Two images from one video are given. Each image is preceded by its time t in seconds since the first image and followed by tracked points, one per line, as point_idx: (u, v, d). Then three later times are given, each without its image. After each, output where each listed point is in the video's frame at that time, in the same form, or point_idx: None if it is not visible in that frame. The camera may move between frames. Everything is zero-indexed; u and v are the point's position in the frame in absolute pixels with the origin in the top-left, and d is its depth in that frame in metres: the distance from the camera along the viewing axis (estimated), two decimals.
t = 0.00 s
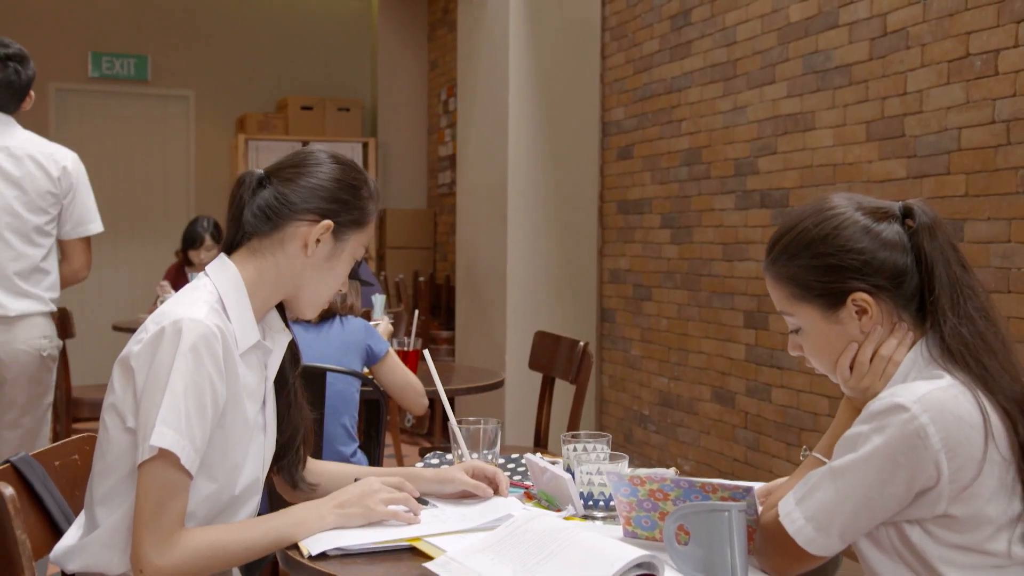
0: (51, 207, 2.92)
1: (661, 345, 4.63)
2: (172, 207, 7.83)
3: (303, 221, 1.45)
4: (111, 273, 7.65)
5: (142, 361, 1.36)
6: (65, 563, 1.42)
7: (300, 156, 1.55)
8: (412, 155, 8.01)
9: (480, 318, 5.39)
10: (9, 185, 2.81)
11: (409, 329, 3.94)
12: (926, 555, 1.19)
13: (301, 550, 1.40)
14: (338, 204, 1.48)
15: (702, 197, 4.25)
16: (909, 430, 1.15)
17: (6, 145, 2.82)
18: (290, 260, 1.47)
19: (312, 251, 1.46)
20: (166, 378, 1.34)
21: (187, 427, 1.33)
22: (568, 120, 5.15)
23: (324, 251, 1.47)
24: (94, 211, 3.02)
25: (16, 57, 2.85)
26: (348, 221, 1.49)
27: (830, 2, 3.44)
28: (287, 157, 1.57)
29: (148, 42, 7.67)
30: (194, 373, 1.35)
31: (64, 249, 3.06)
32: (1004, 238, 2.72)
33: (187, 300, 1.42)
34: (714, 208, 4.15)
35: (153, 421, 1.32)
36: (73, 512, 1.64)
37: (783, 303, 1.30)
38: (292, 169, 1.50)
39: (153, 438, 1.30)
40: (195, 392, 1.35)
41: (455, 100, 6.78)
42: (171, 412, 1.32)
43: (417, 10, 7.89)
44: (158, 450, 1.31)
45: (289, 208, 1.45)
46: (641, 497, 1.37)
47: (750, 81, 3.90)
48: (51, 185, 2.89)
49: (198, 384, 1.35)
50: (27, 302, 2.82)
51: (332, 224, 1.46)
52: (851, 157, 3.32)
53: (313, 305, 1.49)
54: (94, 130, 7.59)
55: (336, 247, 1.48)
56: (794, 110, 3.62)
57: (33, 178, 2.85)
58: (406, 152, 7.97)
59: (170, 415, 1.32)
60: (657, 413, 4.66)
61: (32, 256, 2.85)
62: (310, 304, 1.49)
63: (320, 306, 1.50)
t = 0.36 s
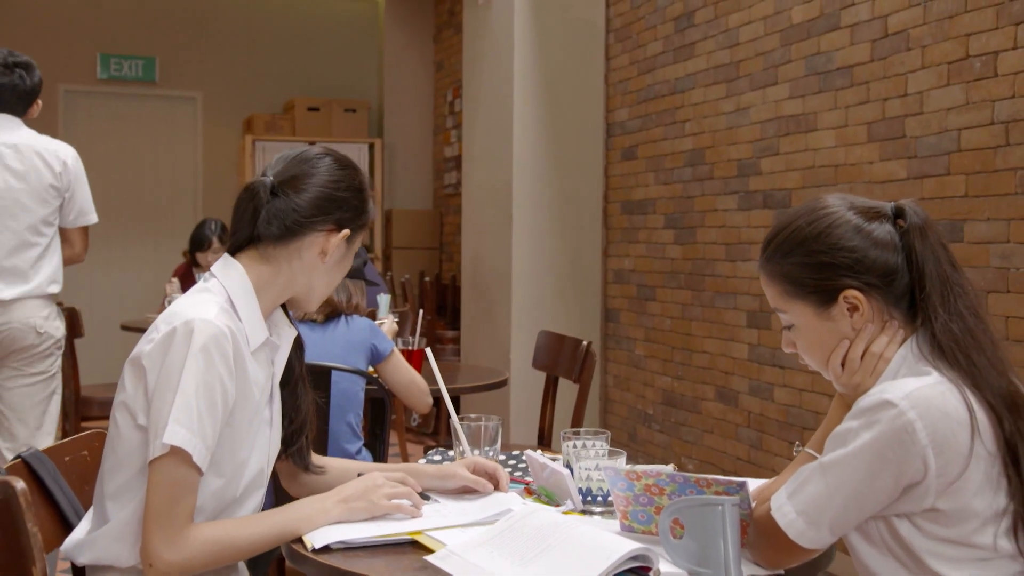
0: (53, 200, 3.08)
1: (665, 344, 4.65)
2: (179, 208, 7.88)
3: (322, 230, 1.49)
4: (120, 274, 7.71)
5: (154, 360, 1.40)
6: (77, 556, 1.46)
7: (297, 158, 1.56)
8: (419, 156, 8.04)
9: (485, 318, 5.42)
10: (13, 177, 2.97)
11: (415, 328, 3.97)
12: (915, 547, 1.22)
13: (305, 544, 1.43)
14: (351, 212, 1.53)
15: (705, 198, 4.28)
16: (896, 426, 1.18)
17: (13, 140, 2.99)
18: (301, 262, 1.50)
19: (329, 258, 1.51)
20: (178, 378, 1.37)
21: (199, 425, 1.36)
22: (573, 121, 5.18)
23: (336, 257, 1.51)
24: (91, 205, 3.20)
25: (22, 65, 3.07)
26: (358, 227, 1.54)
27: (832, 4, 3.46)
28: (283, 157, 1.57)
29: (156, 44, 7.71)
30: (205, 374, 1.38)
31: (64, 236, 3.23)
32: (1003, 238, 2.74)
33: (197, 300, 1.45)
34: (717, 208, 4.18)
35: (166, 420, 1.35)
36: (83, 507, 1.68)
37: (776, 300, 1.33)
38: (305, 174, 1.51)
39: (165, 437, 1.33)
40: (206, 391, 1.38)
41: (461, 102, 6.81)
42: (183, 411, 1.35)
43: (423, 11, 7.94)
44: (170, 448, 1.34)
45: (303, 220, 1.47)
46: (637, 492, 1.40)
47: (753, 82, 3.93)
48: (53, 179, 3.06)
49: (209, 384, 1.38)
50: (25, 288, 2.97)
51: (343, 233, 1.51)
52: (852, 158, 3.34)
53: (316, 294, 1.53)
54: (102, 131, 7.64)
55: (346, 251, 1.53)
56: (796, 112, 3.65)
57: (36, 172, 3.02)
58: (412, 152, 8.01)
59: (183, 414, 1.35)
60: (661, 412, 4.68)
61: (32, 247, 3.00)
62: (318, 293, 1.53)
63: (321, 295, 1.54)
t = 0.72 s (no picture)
0: (50, 197, 3.44)
1: (668, 344, 4.68)
2: (187, 208, 7.93)
3: (331, 229, 1.55)
4: (127, 274, 7.76)
5: (177, 359, 1.42)
6: (88, 547, 1.49)
7: (292, 158, 1.57)
8: (424, 157, 8.08)
9: (490, 318, 5.46)
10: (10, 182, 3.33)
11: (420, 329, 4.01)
12: (904, 542, 1.25)
13: (309, 539, 1.46)
14: (353, 209, 1.58)
15: (708, 199, 4.30)
16: (886, 423, 1.21)
17: (5, 149, 3.33)
18: (309, 262, 1.55)
19: (338, 252, 1.57)
20: (207, 377, 1.40)
21: (232, 422, 1.39)
22: (578, 122, 5.20)
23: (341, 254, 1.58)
24: (86, 199, 3.54)
25: (11, 82, 3.39)
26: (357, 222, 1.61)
27: (833, 6, 3.48)
28: (278, 157, 1.58)
29: (163, 46, 7.76)
30: (235, 372, 1.41)
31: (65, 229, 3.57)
32: (1002, 238, 2.77)
33: (215, 300, 1.48)
34: (720, 209, 4.20)
35: (197, 417, 1.38)
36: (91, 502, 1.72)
37: (769, 301, 1.36)
38: (308, 176, 1.54)
39: (200, 434, 1.36)
40: (236, 388, 1.41)
41: (466, 103, 6.86)
42: (217, 409, 1.38)
43: (429, 13, 7.98)
44: (201, 444, 1.37)
45: (313, 227, 1.52)
46: (633, 487, 1.43)
47: (755, 84, 3.95)
48: (46, 179, 3.41)
49: (239, 382, 1.42)
50: (32, 280, 3.35)
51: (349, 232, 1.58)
52: (854, 159, 3.36)
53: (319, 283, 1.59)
54: (110, 132, 7.69)
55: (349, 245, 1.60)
56: (798, 113, 3.67)
57: (30, 174, 3.37)
58: (418, 153, 8.05)
59: (215, 411, 1.38)
60: (664, 412, 4.71)
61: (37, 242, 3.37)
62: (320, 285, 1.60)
63: (319, 286, 1.59)
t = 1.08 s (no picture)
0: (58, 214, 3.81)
1: (670, 344, 4.71)
2: (193, 208, 7.98)
3: (332, 228, 1.58)
4: (134, 274, 7.81)
5: (189, 356, 1.45)
6: (99, 539, 1.52)
7: (289, 157, 1.59)
8: (429, 157, 8.11)
9: (493, 317, 5.48)
10: (27, 195, 3.73)
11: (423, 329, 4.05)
12: (893, 540, 1.27)
13: (312, 534, 1.49)
14: (352, 205, 1.62)
15: (710, 199, 4.32)
16: (875, 425, 1.23)
17: (21, 166, 3.73)
18: (311, 261, 1.59)
19: (339, 249, 1.61)
20: (219, 373, 1.43)
21: (242, 418, 1.42)
22: (581, 123, 5.23)
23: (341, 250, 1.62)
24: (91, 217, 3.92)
25: (30, 100, 3.82)
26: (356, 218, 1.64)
27: (834, 8, 3.50)
28: (275, 156, 1.60)
29: (169, 47, 7.80)
30: (245, 369, 1.45)
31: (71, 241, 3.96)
32: (1001, 239, 2.79)
33: (225, 299, 1.50)
34: (722, 209, 4.22)
35: (207, 413, 1.40)
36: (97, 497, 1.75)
37: (763, 290, 1.39)
38: (307, 176, 1.56)
39: (210, 429, 1.39)
40: (246, 385, 1.44)
41: (471, 104, 6.89)
42: (227, 404, 1.41)
43: (433, 14, 8.01)
44: (212, 439, 1.40)
45: (315, 227, 1.55)
46: (630, 483, 1.46)
47: (757, 84, 3.97)
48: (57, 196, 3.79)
49: (248, 379, 1.45)
50: (48, 285, 3.73)
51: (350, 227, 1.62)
52: (855, 160, 3.38)
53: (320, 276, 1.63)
54: (116, 133, 7.73)
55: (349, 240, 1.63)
56: (799, 114, 3.69)
57: (43, 190, 3.76)
58: (423, 154, 8.07)
59: (226, 407, 1.41)
60: (667, 411, 4.73)
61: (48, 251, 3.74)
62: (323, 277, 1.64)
63: (321, 278, 1.63)
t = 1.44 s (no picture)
0: (70, 212, 4.17)
1: (673, 343, 4.73)
2: (198, 208, 8.01)
3: (335, 227, 1.61)
4: (140, 274, 7.85)
5: (193, 354, 1.47)
6: (107, 533, 1.55)
7: (291, 159, 1.61)
8: (433, 157, 8.13)
9: (497, 316, 5.51)
10: (46, 191, 4.07)
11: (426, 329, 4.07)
12: (886, 537, 1.30)
13: (315, 529, 1.52)
14: (353, 205, 1.64)
15: (713, 199, 4.34)
16: (868, 425, 1.25)
17: (43, 166, 4.07)
18: (315, 259, 1.61)
19: (342, 248, 1.64)
20: (222, 370, 1.45)
21: (245, 415, 1.45)
22: (585, 123, 5.25)
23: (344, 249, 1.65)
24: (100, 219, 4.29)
25: (53, 104, 4.19)
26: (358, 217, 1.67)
27: (835, 9, 3.52)
28: (277, 157, 1.62)
29: (175, 48, 7.84)
30: (248, 367, 1.47)
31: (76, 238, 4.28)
32: (1000, 239, 2.80)
33: (230, 298, 1.53)
34: (725, 209, 4.24)
35: (211, 409, 1.43)
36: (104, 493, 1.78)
37: (762, 289, 1.40)
38: (310, 176, 1.59)
39: (213, 425, 1.42)
40: (249, 382, 1.47)
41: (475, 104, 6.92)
42: (230, 401, 1.43)
43: (438, 15, 8.03)
44: (215, 435, 1.42)
45: (319, 226, 1.58)
46: (628, 479, 1.48)
47: (759, 85, 3.99)
48: (73, 197, 4.16)
49: (252, 377, 1.47)
50: (56, 274, 4.06)
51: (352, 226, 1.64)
52: (856, 160, 3.39)
53: (322, 274, 1.65)
54: (122, 133, 7.77)
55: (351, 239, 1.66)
56: (801, 115, 3.71)
57: (61, 189, 4.11)
58: (428, 154, 8.10)
59: (229, 403, 1.43)
60: (670, 410, 4.75)
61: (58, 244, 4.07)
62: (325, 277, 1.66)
63: (324, 277, 1.66)
